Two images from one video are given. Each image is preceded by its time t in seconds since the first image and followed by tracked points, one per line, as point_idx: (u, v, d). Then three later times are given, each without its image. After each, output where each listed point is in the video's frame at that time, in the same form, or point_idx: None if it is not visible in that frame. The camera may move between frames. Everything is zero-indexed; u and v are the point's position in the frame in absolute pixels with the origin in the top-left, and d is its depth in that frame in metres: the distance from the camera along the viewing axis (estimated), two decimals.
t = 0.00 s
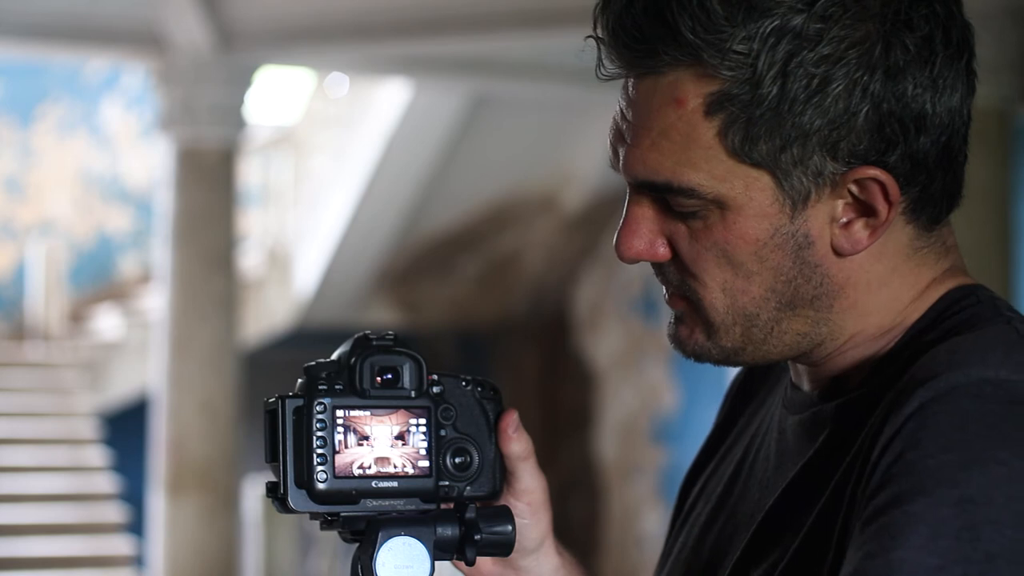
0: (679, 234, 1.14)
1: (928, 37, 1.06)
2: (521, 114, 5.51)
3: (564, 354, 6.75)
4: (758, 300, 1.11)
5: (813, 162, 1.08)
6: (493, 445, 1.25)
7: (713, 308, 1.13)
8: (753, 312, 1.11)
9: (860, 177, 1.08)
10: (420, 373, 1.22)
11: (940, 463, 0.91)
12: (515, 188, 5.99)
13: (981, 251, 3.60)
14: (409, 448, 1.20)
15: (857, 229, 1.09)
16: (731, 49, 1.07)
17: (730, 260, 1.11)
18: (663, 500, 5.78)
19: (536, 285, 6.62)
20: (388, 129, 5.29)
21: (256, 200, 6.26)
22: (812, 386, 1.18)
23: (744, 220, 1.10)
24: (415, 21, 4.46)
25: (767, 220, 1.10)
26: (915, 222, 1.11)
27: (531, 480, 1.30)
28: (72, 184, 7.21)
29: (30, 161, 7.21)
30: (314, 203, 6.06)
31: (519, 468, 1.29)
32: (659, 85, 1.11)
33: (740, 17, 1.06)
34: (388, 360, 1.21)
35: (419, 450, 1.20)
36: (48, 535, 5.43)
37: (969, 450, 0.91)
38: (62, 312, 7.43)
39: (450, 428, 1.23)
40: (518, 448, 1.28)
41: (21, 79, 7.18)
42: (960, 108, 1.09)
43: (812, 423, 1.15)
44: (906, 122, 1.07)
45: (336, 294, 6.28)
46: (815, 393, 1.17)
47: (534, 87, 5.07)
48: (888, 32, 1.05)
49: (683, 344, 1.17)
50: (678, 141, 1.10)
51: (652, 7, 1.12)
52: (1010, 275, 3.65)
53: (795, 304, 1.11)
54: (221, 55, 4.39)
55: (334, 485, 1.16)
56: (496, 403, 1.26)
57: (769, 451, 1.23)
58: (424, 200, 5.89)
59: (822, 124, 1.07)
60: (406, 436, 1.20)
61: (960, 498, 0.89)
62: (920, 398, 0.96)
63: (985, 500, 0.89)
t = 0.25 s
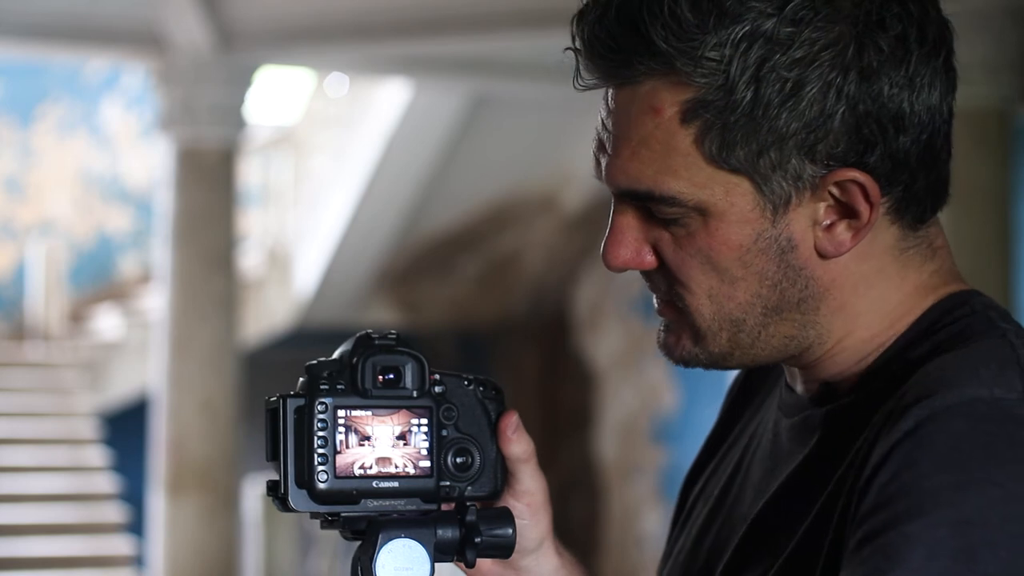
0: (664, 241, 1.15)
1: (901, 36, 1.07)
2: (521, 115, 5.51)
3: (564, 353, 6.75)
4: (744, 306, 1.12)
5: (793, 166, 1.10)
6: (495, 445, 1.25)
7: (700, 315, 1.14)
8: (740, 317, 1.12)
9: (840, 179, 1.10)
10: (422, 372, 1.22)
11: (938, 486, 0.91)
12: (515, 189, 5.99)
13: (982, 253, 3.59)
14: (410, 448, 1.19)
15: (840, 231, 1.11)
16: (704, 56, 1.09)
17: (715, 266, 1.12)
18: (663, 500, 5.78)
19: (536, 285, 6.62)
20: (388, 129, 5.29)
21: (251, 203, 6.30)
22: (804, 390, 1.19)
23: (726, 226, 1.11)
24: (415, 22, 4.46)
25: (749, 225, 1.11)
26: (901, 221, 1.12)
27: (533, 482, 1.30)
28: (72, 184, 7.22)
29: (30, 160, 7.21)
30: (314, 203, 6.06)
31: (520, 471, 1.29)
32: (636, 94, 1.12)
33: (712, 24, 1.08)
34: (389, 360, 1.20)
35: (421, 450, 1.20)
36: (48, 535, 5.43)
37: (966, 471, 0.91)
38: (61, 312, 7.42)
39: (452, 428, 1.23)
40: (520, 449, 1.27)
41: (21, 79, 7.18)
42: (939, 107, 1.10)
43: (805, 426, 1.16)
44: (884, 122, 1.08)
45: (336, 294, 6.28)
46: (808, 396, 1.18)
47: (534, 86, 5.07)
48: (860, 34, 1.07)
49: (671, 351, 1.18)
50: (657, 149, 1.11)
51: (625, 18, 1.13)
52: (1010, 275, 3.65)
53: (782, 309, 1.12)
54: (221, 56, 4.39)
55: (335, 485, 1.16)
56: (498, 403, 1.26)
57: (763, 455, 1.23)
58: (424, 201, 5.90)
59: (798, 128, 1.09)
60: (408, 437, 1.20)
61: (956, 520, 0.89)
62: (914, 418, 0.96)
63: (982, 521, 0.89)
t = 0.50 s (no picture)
0: (653, 248, 1.14)
1: (890, 45, 1.06)
2: (520, 115, 5.51)
3: (564, 353, 6.75)
4: (734, 313, 1.11)
5: (781, 175, 1.08)
6: (498, 445, 1.25)
7: (689, 321, 1.13)
8: (730, 324, 1.11)
9: (830, 188, 1.08)
10: (426, 372, 1.22)
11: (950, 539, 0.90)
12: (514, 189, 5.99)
13: (982, 253, 3.59)
14: (413, 451, 1.19)
15: (830, 239, 1.09)
16: (690, 67, 1.08)
17: (704, 275, 1.11)
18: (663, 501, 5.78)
19: (536, 285, 6.63)
20: (388, 128, 5.29)
21: (254, 200, 6.25)
22: (796, 393, 1.17)
23: (715, 235, 1.10)
24: (415, 22, 4.46)
25: (739, 234, 1.10)
26: (892, 228, 1.10)
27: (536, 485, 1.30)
28: (72, 184, 7.21)
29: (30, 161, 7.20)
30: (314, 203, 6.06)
31: (522, 473, 1.28)
32: (624, 104, 1.11)
33: (698, 35, 1.07)
34: (393, 360, 1.20)
35: (423, 452, 1.20)
36: (47, 536, 5.43)
37: (977, 523, 0.90)
38: (61, 312, 7.43)
39: (455, 428, 1.23)
40: (523, 451, 1.27)
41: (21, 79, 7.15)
42: (930, 113, 1.08)
43: (792, 431, 1.14)
44: (873, 130, 1.06)
45: (336, 293, 6.28)
46: (803, 399, 1.16)
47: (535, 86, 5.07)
48: (849, 43, 1.05)
49: (663, 357, 1.17)
50: (645, 159, 1.10)
51: (613, 27, 1.12)
52: (1010, 275, 3.65)
53: (772, 315, 1.10)
54: (221, 56, 4.39)
55: (337, 485, 1.16)
56: (502, 404, 1.25)
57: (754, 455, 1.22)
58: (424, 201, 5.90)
59: (786, 137, 1.08)
60: (410, 439, 1.20)
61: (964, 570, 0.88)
62: (919, 461, 0.95)
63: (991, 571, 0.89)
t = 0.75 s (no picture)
0: (643, 265, 1.13)
1: (878, 61, 1.03)
2: (520, 116, 5.50)
3: (564, 353, 6.76)
4: (725, 328, 1.10)
5: (768, 195, 1.07)
6: (498, 445, 1.25)
7: (681, 336, 1.12)
8: (721, 339, 1.10)
9: (819, 206, 1.07)
10: (425, 372, 1.22)
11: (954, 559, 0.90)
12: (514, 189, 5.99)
13: (982, 254, 3.59)
14: (413, 451, 1.19)
15: (820, 254, 1.07)
16: (674, 89, 1.06)
17: (694, 292, 1.10)
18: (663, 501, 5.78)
19: (536, 285, 6.63)
20: (388, 129, 5.29)
21: (255, 200, 6.24)
22: (788, 399, 1.17)
23: (703, 252, 1.09)
24: (416, 22, 4.45)
25: (728, 252, 1.09)
26: (882, 239, 1.08)
27: (535, 485, 1.29)
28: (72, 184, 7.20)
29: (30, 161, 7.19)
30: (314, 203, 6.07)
31: (522, 475, 1.28)
32: (608, 124, 1.10)
33: (680, 56, 1.05)
34: (394, 360, 1.20)
35: (423, 452, 1.20)
36: (47, 536, 5.43)
37: (984, 541, 0.90)
38: (61, 312, 7.44)
39: (455, 428, 1.23)
40: (524, 453, 1.27)
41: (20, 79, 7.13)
42: (920, 125, 1.06)
43: (789, 435, 1.13)
44: (861, 148, 1.04)
45: (336, 293, 6.28)
46: (799, 405, 1.15)
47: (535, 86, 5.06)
48: (834, 61, 1.03)
49: (656, 367, 1.16)
50: (631, 181, 1.09)
51: (593, 46, 1.10)
52: (1010, 275, 3.65)
53: (763, 330, 1.09)
54: (221, 55, 4.40)
55: (337, 485, 1.16)
56: (502, 404, 1.26)
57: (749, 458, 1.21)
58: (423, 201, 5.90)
59: (772, 158, 1.06)
60: (410, 440, 1.20)
61: None
62: (927, 479, 0.94)
63: None
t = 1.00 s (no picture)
0: (647, 275, 1.13)
1: (884, 73, 1.02)
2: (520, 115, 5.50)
3: (564, 353, 6.76)
4: (732, 336, 1.10)
5: (776, 209, 1.07)
6: (502, 443, 1.25)
7: (687, 343, 1.12)
8: (729, 346, 1.11)
9: (826, 218, 1.07)
10: (430, 372, 1.21)
11: None
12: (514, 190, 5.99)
13: (982, 254, 3.59)
14: (416, 454, 1.19)
15: (827, 264, 1.08)
16: (678, 106, 1.05)
17: (700, 302, 1.10)
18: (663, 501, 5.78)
19: (536, 285, 6.64)
20: (388, 128, 5.29)
21: (252, 203, 6.30)
22: (794, 402, 1.17)
23: (710, 264, 1.09)
24: (416, 22, 4.45)
25: (734, 263, 1.09)
26: (889, 246, 1.08)
27: (536, 482, 1.30)
28: (72, 185, 7.20)
29: (30, 161, 7.19)
30: (314, 203, 6.06)
31: (525, 475, 1.29)
32: (610, 138, 1.09)
33: (683, 72, 1.04)
34: (399, 360, 1.19)
35: (427, 454, 1.19)
36: (48, 536, 5.43)
37: (992, 562, 0.91)
38: (61, 312, 7.44)
39: (459, 428, 1.23)
40: (527, 453, 1.27)
41: (20, 79, 7.13)
42: (927, 133, 1.06)
43: (795, 443, 1.13)
44: (868, 159, 1.04)
45: (336, 293, 6.28)
46: (803, 410, 1.15)
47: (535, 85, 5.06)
48: (839, 74, 1.02)
49: (663, 373, 1.17)
50: (635, 197, 1.09)
51: (593, 60, 1.09)
52: (1010, 275, 3.65)
53: (771, 338, 1.10)
54: (221, 55, 4.40)
55: (339, 486, 1.16)
56: (507, 405, 1.26)
57: (751, 463, 1.21)
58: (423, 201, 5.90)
59: (779, 172, 1.06)
60: (414, 442, 1.19)
61: None
62: (936, 497, 0.94)
63: None
